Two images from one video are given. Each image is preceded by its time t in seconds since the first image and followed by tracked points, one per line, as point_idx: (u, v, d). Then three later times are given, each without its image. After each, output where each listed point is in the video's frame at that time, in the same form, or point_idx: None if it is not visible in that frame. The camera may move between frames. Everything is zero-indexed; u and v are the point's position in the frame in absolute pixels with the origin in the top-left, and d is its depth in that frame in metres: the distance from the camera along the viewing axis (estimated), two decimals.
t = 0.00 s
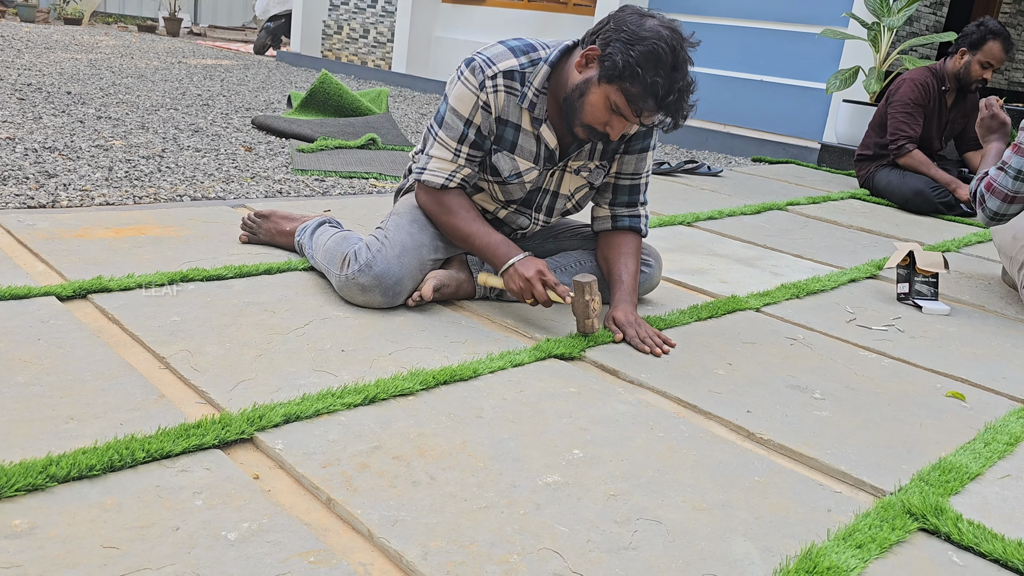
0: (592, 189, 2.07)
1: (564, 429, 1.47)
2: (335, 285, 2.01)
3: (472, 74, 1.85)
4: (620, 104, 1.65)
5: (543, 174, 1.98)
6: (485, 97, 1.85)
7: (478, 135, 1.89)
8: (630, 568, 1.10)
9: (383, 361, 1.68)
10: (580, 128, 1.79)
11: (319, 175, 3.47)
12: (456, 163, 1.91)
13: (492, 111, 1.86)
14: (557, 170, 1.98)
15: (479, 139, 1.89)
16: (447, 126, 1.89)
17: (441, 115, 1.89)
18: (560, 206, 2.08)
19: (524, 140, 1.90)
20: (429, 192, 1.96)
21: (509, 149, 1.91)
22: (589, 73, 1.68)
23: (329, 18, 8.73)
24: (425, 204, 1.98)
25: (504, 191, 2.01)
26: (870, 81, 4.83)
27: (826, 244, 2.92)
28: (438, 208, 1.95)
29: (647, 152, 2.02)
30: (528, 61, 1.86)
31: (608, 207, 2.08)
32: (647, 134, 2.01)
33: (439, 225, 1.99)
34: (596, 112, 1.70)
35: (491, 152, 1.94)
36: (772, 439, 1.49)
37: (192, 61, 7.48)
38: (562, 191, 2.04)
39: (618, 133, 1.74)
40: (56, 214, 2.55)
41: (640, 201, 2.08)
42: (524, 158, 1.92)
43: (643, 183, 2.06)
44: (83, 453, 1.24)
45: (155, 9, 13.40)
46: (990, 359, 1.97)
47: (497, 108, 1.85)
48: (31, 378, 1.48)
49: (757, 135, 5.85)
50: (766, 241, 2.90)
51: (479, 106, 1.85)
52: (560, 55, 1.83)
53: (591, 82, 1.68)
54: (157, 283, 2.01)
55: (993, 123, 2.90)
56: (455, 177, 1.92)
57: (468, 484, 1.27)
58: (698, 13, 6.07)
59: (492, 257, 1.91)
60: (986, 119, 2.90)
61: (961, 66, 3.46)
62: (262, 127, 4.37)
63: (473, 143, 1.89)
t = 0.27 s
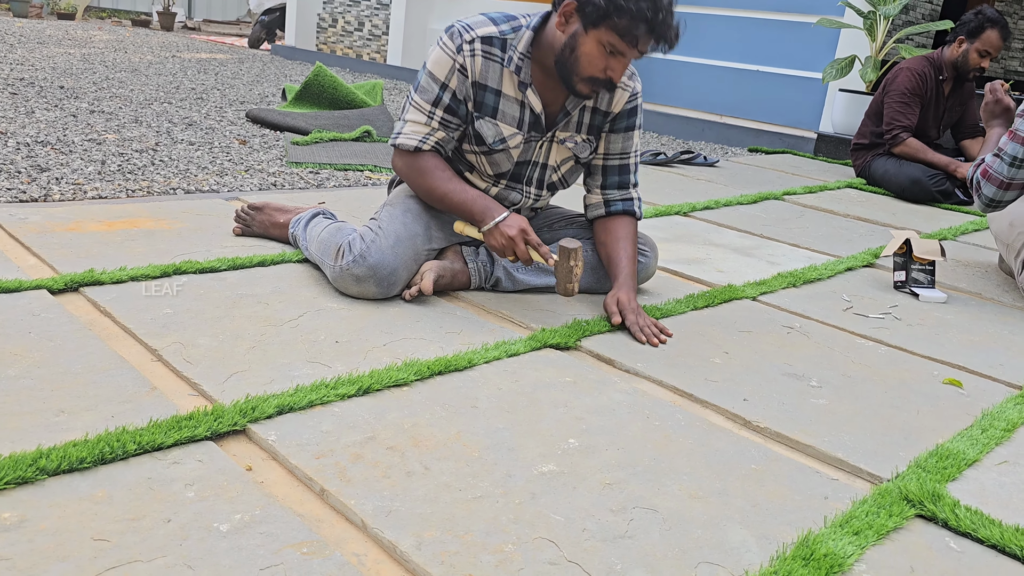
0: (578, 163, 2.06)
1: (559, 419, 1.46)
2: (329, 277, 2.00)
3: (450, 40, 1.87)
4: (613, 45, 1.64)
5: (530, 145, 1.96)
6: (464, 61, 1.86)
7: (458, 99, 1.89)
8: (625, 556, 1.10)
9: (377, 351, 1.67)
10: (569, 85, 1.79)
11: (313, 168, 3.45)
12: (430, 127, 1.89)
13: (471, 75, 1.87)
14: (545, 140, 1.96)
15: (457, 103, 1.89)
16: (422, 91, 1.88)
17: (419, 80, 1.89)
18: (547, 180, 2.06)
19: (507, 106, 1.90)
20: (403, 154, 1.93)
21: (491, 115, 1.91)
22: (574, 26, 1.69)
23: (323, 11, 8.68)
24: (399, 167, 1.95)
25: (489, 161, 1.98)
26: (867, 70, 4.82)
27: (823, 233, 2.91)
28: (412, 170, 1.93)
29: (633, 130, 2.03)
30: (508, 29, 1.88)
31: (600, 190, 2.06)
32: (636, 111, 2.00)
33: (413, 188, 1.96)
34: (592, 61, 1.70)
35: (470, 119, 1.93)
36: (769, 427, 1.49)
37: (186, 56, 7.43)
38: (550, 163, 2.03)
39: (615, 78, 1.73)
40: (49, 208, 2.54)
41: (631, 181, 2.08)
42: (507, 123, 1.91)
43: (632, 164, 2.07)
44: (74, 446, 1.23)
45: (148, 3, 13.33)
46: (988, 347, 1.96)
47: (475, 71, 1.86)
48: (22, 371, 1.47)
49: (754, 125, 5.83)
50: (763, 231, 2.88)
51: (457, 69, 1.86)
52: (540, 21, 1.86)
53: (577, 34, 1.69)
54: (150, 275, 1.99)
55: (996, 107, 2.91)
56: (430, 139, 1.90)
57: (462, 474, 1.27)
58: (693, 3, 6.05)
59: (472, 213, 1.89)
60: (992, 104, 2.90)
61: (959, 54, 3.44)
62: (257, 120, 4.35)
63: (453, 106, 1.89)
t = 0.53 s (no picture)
0: (564, 121, 2.13)
1: (553, 409, 1.45)
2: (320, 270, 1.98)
3: (421, 22, 1.90)
4: None
5: (519, 108, 2.00)
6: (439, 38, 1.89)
7: (442, 75, 1.91)
8: (620, 545, 1.09)
9: (369, 344, 1.66)
10: (545, 32, 1.85)
11: (304, 162, 3.43)
12: (417, 111, 1.90)
13: (450, 50, 1.90)
14: (532, 101, 2.01)
15: (441, 81, 1.92)
16: (404, 76, 1.89)
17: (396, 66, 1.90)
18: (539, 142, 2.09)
19: (488, 73, 1.94)
20: (398, 148, 1.93)
21: (476, 86, 1.94)
22: None
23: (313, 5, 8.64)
24: (393, 161, 1.95)
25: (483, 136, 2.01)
26: (858, 60, 4.81)
27: (816, 223, 2.91)
28: (406, 163, 1.92)
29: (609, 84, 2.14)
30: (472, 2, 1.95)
31: (585, 146, 2.19)
32: (609, 64, 2.11)
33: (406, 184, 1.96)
34: None
35: (455, 95, 1.96)
36: (763, 416, 1.48)
37: (175, 52, 7.38)
38: (540, 124, 2.06)
39: (591, 11, 1.80)
40: (36, 204, 2.51)
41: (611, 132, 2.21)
42: (493, 90, 1.95)
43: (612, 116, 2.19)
44: (62, 441, 1.21)
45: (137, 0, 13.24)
46: (981, 334, 1.96)
47: (452, 45, 1.89)
48: (9, 367, 1.45)
49: (747, 116, 5.83)
50: (756, 222, 2.88)
51: (435, 46, 1.89)
52: None
53: None
54: (139, 270, 1.97)
55: (986, 89, 2.84)
56: (425, 129, 1.91)
57: (455, 465, 1.26)
58: None
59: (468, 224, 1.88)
60: (981, 86, 2.84)
61: (949, 43, 3.44)
62: (247, 115, 4.32)
63: (438, 84, 1.91)
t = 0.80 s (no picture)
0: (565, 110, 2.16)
1: (548, 412, 1.45)
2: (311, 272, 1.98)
3: (437, 24, 1.87)
4: None
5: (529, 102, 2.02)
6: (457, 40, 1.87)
7: (460, 76, 1.90)
8: (618, 548, 1.09)
9: (363, 348, 1.66)
10: (555, 27, 1.88)
11: (292, 164, 3.41)
12: (430, 111, 1.87)
13: (467, 51, 1.88)
14: (540, 93, 2.03)
15: (459, 82, 1.90)
16: (422, 77, 1.86)
17: (412, 67, 1.86)
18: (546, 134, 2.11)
19: (503, 71, 1.94)
20: (403, 144, 1.89)
21: (493, 85, 1.94)
22: None
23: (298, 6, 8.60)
24: (398, 157, 1.91)
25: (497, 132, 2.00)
26: (844, 57, 4.84)
27: (804, 221, 2.93)
28: (415, 161, 1.89)
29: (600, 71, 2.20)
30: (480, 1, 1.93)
31: (590, 135, 2.26)
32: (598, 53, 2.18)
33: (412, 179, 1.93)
34: None
35: (470, 95, 1.95)
36: (756, 415, 1.49)
37: (159, 53, 7.34)
38: (547, 116, 2.09)
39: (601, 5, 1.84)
40: (23, 210, 2.49)
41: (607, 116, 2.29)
42: (508, 87, 1.95)
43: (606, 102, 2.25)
44: (56, 450, 1.21)
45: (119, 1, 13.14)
46: (970, 330, 1.98)
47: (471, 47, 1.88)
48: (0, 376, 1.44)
49: (734, 114, 5.84)
50: (745, 220, 2.89)
51: (454, 48, 1.87)
52: None
53: None
54: (129, 275, 1.96)
55: (971, 85, 2.85)
56: (431, 123, 1.87)
57: (452, 469, 1.26)
58: None
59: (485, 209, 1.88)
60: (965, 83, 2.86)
61: (936, 43, 3.45)
62: (233, 117, 4.30)
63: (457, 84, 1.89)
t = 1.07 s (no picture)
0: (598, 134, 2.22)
1: (565, 435, 1.47)
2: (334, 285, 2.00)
3: (544, 45, 1.90)
4: (669, 11, 1.86)
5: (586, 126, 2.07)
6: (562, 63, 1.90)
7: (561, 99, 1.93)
8: None
9: (381, 369, 1.68)
10: (622, 59, 1.96)
11: (305, 173, 3.44)
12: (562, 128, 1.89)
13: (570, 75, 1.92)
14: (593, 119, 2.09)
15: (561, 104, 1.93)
16: (543, 96, 1.88)
17: (530, 87, 1.88)
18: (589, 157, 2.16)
19: (585, 98, 1.99)
20: (541, 165, 1.89)
21: (576, 109, 1.98)
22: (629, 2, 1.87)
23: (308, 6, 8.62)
24: (538, 179, 1.91)
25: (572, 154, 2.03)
26: (856, 63, 4.82)
27: (815, 231, 2.93)
28: (561, 178, 1.89)
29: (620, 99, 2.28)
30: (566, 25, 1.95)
31: (621, 159, 2.28)
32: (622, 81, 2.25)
33: (557, 199, 1.93)
34: (648, 31, 1.90)
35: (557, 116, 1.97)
36: (771, 438, 1.51)
37: (169, 55, 7.37)
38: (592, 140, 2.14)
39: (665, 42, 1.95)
40: (42, 223, 2.52)
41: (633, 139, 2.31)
42: (583, 114, 2.00)
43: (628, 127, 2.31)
44: (85, 478, 1.23)
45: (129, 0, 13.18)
46: (982, 347, 1.99)
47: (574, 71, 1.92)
48: (27, 401, 1.47)
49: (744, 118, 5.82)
50: (756, 230, 2.90)
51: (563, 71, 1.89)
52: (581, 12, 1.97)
53: (634, 8, 1.87)
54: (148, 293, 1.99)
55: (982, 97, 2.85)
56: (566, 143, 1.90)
57: (472, 496, 1.28)
58: None
59: (639, 209, 1.96)
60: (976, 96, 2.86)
61: (947, 50, 3.45)
62: (246, 124, 4.33)
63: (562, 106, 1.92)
